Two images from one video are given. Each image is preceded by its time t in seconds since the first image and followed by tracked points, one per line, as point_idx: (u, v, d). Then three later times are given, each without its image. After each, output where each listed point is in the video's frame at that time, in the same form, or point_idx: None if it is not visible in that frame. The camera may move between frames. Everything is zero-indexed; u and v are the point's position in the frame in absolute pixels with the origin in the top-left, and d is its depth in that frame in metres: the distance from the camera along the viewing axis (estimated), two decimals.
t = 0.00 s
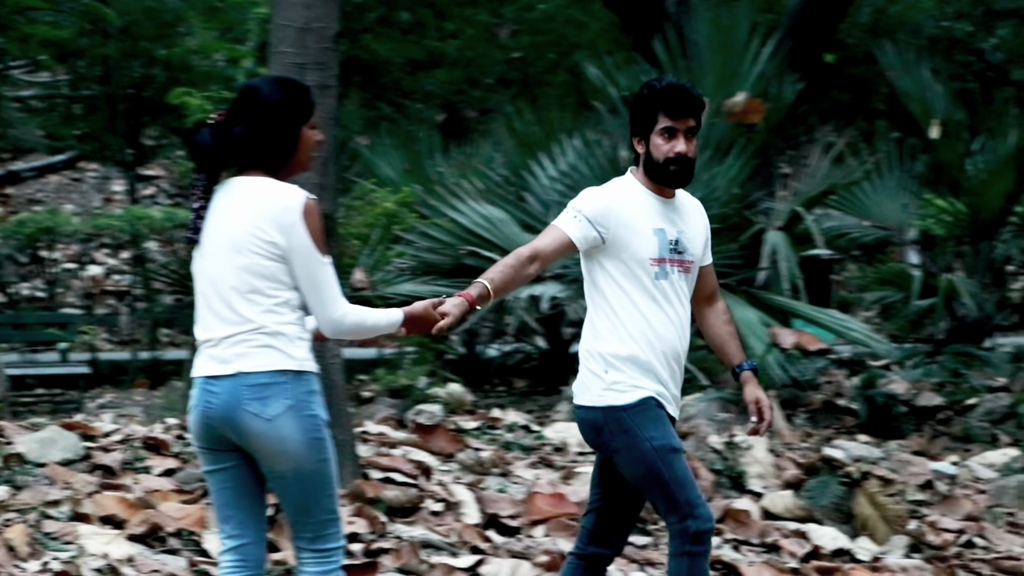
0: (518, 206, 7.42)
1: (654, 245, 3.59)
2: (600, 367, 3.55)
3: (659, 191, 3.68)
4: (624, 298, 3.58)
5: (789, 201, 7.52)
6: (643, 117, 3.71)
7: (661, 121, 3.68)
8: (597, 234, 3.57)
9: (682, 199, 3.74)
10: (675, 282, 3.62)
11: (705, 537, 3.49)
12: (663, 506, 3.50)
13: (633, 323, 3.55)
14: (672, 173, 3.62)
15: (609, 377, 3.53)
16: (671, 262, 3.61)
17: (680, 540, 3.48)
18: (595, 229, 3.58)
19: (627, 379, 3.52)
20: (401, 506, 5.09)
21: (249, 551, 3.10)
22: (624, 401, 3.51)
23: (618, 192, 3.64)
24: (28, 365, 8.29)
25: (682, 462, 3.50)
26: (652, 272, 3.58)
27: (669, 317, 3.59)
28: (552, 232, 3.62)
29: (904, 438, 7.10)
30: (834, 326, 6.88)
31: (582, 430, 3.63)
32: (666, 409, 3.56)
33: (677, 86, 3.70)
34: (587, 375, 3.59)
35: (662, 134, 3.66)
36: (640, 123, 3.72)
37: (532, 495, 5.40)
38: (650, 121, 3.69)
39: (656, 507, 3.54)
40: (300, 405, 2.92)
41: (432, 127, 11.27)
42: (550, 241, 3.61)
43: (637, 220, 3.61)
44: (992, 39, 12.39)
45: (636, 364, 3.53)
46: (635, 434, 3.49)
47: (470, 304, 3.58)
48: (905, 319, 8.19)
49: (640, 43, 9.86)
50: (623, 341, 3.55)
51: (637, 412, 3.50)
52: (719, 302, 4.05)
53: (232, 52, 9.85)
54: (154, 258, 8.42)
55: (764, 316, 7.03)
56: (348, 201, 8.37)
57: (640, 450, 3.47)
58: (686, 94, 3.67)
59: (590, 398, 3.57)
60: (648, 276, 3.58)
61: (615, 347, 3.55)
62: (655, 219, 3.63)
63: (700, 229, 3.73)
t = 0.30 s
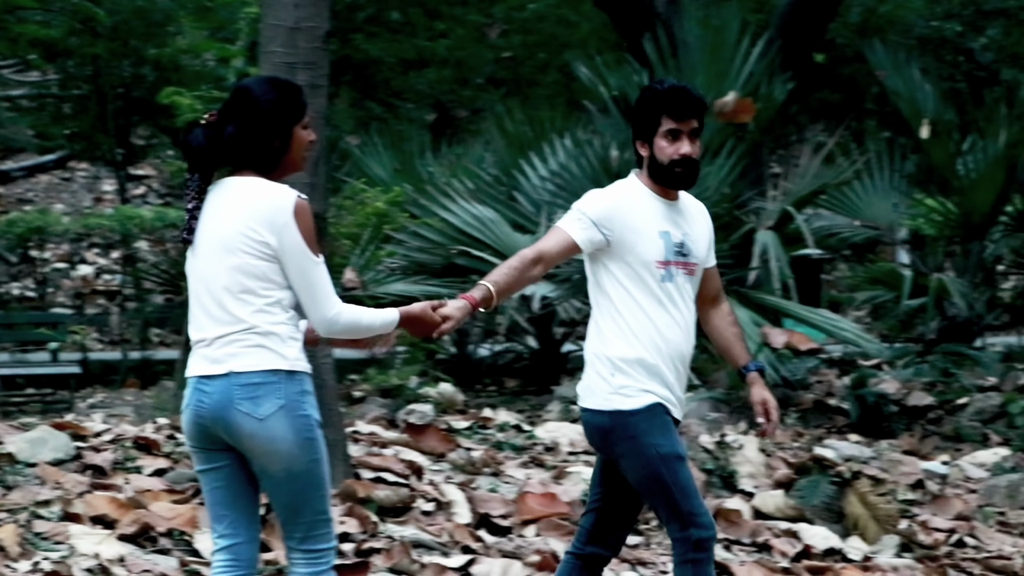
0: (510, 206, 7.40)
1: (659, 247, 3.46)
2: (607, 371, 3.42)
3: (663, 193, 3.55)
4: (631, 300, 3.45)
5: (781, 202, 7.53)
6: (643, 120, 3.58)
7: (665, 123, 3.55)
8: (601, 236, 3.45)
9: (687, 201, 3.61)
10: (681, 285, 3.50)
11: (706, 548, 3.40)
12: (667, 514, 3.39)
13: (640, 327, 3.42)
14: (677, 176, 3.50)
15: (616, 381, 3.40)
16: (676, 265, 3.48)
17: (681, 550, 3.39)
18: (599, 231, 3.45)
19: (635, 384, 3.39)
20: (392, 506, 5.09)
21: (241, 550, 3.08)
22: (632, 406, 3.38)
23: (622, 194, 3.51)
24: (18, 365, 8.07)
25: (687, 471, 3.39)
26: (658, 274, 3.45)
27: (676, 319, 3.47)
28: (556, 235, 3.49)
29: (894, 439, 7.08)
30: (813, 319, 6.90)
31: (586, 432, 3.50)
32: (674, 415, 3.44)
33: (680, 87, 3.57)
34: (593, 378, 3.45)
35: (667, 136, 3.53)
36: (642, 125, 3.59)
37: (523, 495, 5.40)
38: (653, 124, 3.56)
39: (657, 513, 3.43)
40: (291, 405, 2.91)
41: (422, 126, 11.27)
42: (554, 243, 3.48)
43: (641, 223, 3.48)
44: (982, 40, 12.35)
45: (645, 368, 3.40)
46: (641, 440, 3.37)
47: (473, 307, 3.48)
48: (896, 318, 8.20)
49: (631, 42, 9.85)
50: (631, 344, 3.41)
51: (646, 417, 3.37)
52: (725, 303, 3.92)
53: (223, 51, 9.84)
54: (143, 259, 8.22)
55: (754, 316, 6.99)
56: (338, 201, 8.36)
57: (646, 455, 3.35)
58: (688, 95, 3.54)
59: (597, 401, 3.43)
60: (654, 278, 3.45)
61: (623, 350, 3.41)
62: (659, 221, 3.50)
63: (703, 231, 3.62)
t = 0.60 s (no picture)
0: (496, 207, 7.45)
1: (676, 253, 3.41)
2: (628, 377, 3.36)
3: (678, 199, 3.50)
4: (649, 307, 3.38)
5: (766, 201, 7.47)
6: (654, 126, 3.53)
7: (678, 128, 3.50)
8: (617, 243, 3.39)
9: (701, 207, 3.56)
10: (698, 292, 3.44)
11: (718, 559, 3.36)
12: (684, 523, 3.35)
13: (660, 333, 3.36)
14: (693, 180, 3.45)
15: (637, 388, 3.34)
16: (693, 271, 3.43)
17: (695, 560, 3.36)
18: (615, 238, 3.40)
19: (656, 392, 3.33)
20: (378, 506, 5.09)
21: (232, 550, 3.07)
22: (653, 413, 3.32)
23: (637, 200, 3.45)
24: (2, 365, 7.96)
25: (703, 479, 3.35)
26: (675, 281, 3.40)
27: (694, 325, 3.41)
28: (572, 243, 3.43)
29: (879, 438, 7.05)
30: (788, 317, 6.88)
31: (602, 438, 3.44)
32: (693, 422, 3.38)
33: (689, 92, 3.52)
34: (612, 384, 3.39)
35: (681, 141, 3.48)
36: (654, 131, 3.53)
37: (508, 495, 5.40)
38: (667, 130, 3.51)
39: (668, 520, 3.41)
40: (283, 406, 2.90)
41: (407, 126, 11.28)
42: (570, 249, 3.43)
43: (658, 229, 3.42)
44: (966, 39, 12.53)
45: (666, 375, 3.34)
46: (662, 449, 3.32)
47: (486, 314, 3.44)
48: (881, 318, 8.22)
49: (615, 42, 9.85)
50: (652, 351, 3.35)
51: (666, 426, 3.32)
52: (737, 307, 3.88)
53: (207, 51, 9.83)
54: (128, 258, 8.07)
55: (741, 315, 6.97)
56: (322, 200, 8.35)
57: (664, 464, 3.31)
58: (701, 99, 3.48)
59: (616, 408, 3.37)
60: (672, 285, 3.39)
61: (643, 357, 3.35)
62: (675, 227, 3.44)
63: (718, 238, 3.56)
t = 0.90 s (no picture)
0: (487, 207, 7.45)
1: (701, 256, 3.28)
2: (656, 381, 3.23)
3: (700, 201, 3.37)
4: (676, 309, 3.26)
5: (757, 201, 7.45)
6: (675, 127, 3.41)
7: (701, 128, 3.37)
8: (640, 246, 3.28)
9: (724, 209, 3.43)
10: (724, 292, 3.32)
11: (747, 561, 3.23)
12: (711, 525, 3.23)
13: (688, 334, 3.23)
14: (717, 180, 3.33)
15: (665, 391, 3.22)
16: (719, 273, 3.30)
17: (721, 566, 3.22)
18: (638, 242, 3.28)
19: (685, 394, 3.21)
20: (369, 506, 5.09)
21: (232, 551, 3.05)
22: (683, 416, 3.20)
23: (659, 203, 3.33)
24: None
25: (731, 484, 3.23)
26: (701, 283, 3.27)
27: (721, 327, 3.29)
28: (594, 248, 3.32)
29: (870, 438, 7.03)
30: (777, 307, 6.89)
31: (629, 443, 3.32)
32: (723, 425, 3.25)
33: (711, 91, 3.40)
34: (640, 388, 3.27)
35: (703, 141, 3.36)
36: (675, 131, 3.41)
37: (499, 494, 5.40)
38: (688, 130, 3.38)
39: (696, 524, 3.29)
40: (284, 408, 2.88)
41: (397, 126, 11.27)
42: (592, 254, 3.31)
43: (682, 231, 3.30)
44: (956, 40, 12.52)
45: (695, 377, 3.22)
46: (691, 452, 3.20)
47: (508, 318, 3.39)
48: (872, 318, 8.22)
49: (605, 42, 9.86)
50: (679, 352, 3.22)
51: (694, 427, 3.20)
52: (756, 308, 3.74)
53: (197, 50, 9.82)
54: (120, 258, 7.97)
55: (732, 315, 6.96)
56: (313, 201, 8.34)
57: (692, 468, 3.19)
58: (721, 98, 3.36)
59: (644, 412, 3.25)
60: (698, 287, 3.27)
61: (671, 359, 3.22)
62: (699, 229, 3.32)
63: (743, 239, 3.44)
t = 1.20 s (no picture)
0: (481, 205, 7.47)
1: (730, 254, 3.24)
2: (685, 379, 3.19)
3: (727, 199, 3.33)
4: (704, 306, 3.22)
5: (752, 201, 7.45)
6: (701, 126, 3.36)
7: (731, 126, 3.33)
8: (668, 245, 3.24)
9: (750, 207, 3.39)
10: (752, 290, 3.28)
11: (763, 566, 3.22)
12: (734, 526, 3.20)
13: (717, 333, 3.19)
14: (745, 179, 3.30)
15: (694, 390, 3.18)
16: (747, 271, 3.26)
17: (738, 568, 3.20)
18: (666, 241, 3.24)
19: (715, 393, 3.17)
20: (364, 506, 5.10)
21: (240, 553, 3.04)
22: (712, 415, 3.16)
23: (686, 201, 3.29)
24: None
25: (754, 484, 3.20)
26: (729, 282, 3.23)
27: (750, 325, 3.25)
28: (621, 247, 3.28)
29: (865, 438, 7.02)
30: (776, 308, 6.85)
31: (656, 442, 3.28)
32: (751, 425, 3.21)
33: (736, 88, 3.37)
34: (668, 386, 3.23)
35: (733, 139, 3.32)
36: (703, 131, 3.36)
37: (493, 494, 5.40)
38: (716, 129, 3.33)
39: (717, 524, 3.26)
40: (294, 409, 2.87)
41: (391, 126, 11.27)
42: (619, 254, 3.27)
43: (711, 229, 3.25)
44: (950, 39, 12.53)
45: (725, 376, 3.18)
46: (719, 451, 3.16)
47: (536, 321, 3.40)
48: (867, 318, 8.23)
49: (598, 42, 9.86)
50: (709, 351, 3.18)
51: (723, 426, 3.16)
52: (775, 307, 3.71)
53: (190, 50, 9.81)
54: (114, 257, 7.99)
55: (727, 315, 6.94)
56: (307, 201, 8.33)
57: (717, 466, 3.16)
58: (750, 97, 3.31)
59: (671, 410, 3.21)
60: (726, 285, 3.23)
61: (700, 357, 3.18)
62: (727, 227, 3.27)
63: (768, 237, 3.40)
